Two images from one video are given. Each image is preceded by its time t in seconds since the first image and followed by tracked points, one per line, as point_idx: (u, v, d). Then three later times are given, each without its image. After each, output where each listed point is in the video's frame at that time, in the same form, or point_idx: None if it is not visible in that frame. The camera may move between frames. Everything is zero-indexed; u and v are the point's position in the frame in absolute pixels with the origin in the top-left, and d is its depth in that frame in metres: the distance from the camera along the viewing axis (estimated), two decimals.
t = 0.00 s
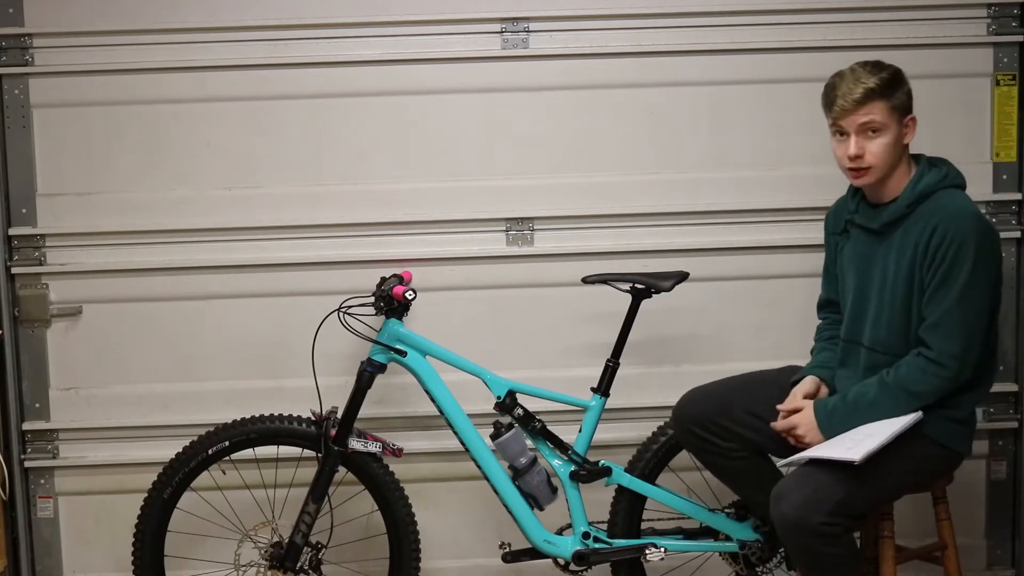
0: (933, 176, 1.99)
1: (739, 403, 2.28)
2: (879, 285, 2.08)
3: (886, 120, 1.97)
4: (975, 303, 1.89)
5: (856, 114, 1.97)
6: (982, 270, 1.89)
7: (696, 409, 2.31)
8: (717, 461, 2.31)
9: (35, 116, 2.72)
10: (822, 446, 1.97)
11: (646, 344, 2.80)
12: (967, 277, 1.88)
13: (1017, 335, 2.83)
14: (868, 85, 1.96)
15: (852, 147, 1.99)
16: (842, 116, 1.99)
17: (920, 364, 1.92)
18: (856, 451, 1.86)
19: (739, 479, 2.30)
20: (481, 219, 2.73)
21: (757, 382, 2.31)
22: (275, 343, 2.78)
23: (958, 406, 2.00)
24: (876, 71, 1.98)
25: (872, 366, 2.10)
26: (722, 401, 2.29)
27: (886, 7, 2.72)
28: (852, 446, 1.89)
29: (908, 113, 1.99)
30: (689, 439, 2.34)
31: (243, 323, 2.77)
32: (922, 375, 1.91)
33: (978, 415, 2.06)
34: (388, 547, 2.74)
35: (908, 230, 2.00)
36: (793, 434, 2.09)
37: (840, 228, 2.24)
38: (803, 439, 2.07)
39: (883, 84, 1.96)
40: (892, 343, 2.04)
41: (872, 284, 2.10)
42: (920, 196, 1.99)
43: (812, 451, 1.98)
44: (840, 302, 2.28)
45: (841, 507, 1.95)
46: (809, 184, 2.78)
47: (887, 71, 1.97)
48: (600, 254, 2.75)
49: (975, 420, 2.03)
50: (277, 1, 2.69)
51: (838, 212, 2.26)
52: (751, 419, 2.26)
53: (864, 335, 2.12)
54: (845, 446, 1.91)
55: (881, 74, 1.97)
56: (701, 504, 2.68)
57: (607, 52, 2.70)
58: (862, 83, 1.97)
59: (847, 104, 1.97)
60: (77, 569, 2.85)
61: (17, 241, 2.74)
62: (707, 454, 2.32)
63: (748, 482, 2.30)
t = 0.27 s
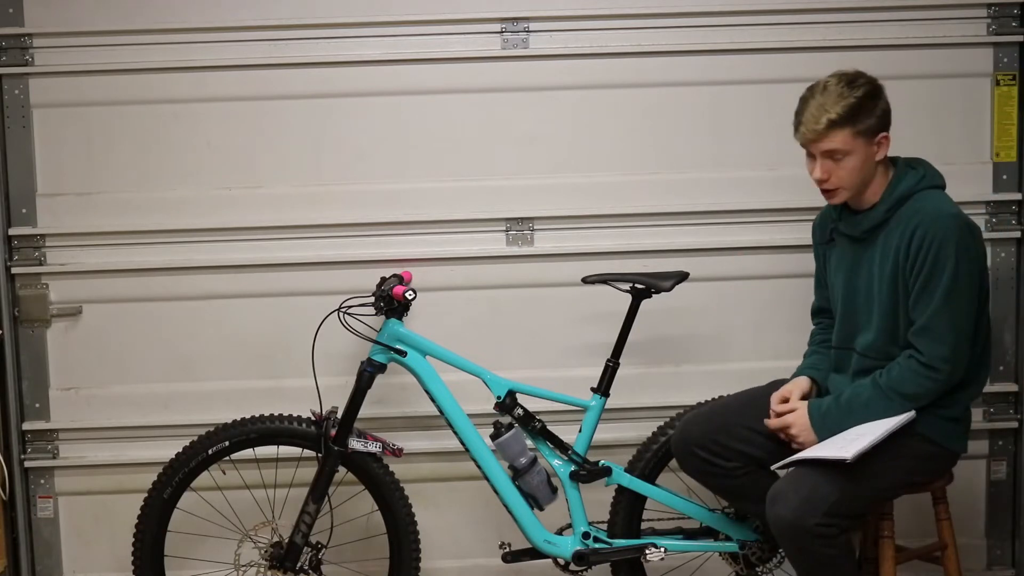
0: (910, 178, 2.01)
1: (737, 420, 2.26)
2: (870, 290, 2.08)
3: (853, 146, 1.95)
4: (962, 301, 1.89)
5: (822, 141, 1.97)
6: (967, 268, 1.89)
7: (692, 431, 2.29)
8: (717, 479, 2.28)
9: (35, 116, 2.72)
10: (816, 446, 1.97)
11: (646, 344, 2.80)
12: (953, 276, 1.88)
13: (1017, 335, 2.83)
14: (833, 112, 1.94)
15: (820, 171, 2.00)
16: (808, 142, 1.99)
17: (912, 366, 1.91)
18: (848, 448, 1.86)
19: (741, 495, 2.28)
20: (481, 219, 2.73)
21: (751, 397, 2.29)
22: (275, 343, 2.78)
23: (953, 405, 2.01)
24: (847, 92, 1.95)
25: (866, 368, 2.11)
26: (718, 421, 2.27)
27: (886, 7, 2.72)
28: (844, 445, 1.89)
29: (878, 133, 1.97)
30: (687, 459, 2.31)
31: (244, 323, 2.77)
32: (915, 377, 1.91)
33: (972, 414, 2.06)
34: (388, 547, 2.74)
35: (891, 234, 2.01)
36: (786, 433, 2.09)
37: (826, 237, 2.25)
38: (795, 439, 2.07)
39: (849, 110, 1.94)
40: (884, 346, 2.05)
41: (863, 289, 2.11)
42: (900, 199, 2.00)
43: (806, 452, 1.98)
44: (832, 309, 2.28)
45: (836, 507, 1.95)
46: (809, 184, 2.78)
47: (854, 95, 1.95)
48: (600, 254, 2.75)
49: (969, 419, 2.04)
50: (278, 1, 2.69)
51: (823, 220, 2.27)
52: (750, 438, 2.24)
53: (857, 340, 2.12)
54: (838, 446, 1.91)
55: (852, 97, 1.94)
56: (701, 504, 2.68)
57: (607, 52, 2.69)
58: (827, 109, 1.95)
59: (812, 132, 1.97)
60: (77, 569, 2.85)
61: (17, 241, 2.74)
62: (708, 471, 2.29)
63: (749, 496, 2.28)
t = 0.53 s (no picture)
0: (908, 180, 2.01)
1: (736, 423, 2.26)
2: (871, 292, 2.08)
3: (815, 170, 1.99)
4: (964, 302, 1.89)
5: (787, 165, 2.02)
6: (969, 270, 1.90)
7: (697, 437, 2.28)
8: (725, 486, 2.27)
9: (35, 116, 2.72)
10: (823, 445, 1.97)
11: (646, 344, 2.80)
12: (955, 278, 1.88)
13: (1017, 335, 2.83)
14: (792, 140, 1.98)
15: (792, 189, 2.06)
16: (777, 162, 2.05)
17: (917, 368, 1.91)
18: (857, 446, 1.86)
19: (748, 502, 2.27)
20: (481, 220, 2.73)
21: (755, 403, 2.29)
22: (275, 342, 2.78)
23: (955, 405, 2.01)
24: (811, 116, 1.96)
25: (868, 370, 2.11)
26: (723, 428, 2.26)
27: (886, 7, 2.72)
28: (853, 443, 1.89)
29: (844, 156, 1.98)
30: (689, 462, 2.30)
31: (244, 323, 2.77)
32: (920, 378, 1.91)
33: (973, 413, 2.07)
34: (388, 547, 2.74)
35: (891, 237, 2.01)
36: (790, 439, 2.07)
37: (823, 240, 2.24)
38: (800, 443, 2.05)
39: (808, 137, 1.96)
40: (886, 347, 2.05)
41: (863, 292, 2.10)
42: (899, 202, 2.00)
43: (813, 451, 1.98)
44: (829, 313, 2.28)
45: (845, 507, 1.95)
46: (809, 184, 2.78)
47: (815, 121, 1.96)
48: (600, 254, 2.75)
49: (971, 418, 2.04)
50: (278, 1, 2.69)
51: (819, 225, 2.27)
52: (756, 444, 2.24)
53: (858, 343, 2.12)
54: (846, 444, 1.91)
55: (814, 122, 1.95)
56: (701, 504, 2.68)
57: (607, 52, 2.69)
58: (788, 136, 1.99)
59: (776, 156, 2.03)
60: (77, 569, 2.85)
61: (17, 241, 2.74)
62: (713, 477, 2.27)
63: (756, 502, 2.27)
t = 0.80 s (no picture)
0: (905, 180, 2.01)
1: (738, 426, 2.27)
2: (870, 294, 2.08)
3: (809, 172, 1.99)
4: (965, 302, 1.89)
5: (782, 166, 2.03)
6: (968, 269, 1.89)
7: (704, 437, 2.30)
8: (730, 486, 2.27)
9: (35, 116, 2.72)
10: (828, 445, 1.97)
11: (646, 344, 2.80)
12: (954, 277, 1.88)
13: (1017, 335, 2.83)
14: (785, 143, 1.98)
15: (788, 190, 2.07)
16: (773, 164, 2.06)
17: (919, 368, 1.91)
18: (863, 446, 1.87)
19: (752, 504, 2.27)
20: (481, 220, 2.73)
21: (763, 405, 2.29)
22: (275, 342, 2.78)
23: (958, 403, 2.00)
24: (804, 118, 1.96)
25: (869, 369, 2.11)
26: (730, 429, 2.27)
27: (886, 7, 2.72)
28: (858, 443, 1.90)
29: (838, 157, 1.98)
30: (693, 461, 2.30)
31: (243, 323, 2.77)
32: (922, 378, 1.91)
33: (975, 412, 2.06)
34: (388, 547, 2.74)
35: (890, 238, 2.01)
36: (793, 440, 2.06)
37: (822, 241, 2.25)
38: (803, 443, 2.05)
39: (801, 140, 1.96)
40: (887, 347, 2.05)
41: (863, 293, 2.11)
42: (897, 202, 2.00)
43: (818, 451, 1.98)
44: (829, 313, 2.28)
45: (852, 506, 1.95)
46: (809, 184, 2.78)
47: (808, 124, 1.96)
48: (600, 254, 2.75)
49: (973, 418, 2.03)
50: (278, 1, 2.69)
51: (817, 226, 2.27)
52: (762, 445, 2.24)
53: (859, 343, 2.12)
54: (851, 443, 1.91)
55: (807, 124, 1.95)
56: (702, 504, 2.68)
57: (607, 52, 2.69)
58: (781, 139, 1.99)
59: (771, 158, 2.03)
60: (77, 570, 2.85)
61: (17, 241, 2.74)
62: (718, 477, 2.27)
63: (760, 505, 2.26)
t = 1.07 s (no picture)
0: (907, 180, 2.01)
1: (738, 427, 2.27)
2: (871, 294, 2.08)
3: (810, 172, 2.00)
4: (965, 302, 1.89)
5: (783, 167, 2.03)
6: (969, 270, 1.89)
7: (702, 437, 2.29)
8: (731, 486, 2.27)
9: (35, 116, 2.72)
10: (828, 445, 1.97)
11: (646, 344, 2.80)
12: (955, 278, 1.88)
13: (1017, 335, 2.83)
14: (785, 144, 1.98)
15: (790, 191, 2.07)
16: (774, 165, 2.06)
17: (919, 368, 1.91)
18: (863, 446, 1.86)
19: (752, 504, 2.26)
20: (481, 220, 2.73)
21: (761, 405, 2.29)
22: (275, 342, 2.78)
23: (958, 404, 2.00)
24: (804, 118, 1.96)
25: (870, 368, 2.11)
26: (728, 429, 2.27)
27: (886, 7, 2.72)
28: (858, 442, 1.90)
29: (838, 157, 1.98)
30: (692, 461, 2.30)
31: (244, 323, 2.77)
32: (922, 378, 1.91)
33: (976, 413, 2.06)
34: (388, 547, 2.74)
35: (891, 238, 2.01)
36: (793, 439, 2.06)
37: (825, 241, 2.25)
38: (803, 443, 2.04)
39: (801, 140, 1.96)
40: (889, 347, 2.05)
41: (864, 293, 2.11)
42: (899, 202, 2.00)
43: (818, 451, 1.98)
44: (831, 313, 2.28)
45: (852, 506, 1.95)
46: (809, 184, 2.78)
47: (807, 124, 1.96)
48: (600, 254, 2.75)
49: (974, 418, 2.03)
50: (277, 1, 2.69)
51: (821, 225, 2.27)
52: (761, 445, 2.24)
53: (860, 343, 2.13)
54: (852, 442, 1.91)
55: (807, 124, 1.96)
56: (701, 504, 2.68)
57: (607, 52, 2.69)
58: (781, 139, 2.00)
59: (772, 159, 2.03)
60: (77, 570, 2.85)
61: (17, 241, 2.74)
62: (719, 477, 2.27)
63: (760, 504, 2.26)
